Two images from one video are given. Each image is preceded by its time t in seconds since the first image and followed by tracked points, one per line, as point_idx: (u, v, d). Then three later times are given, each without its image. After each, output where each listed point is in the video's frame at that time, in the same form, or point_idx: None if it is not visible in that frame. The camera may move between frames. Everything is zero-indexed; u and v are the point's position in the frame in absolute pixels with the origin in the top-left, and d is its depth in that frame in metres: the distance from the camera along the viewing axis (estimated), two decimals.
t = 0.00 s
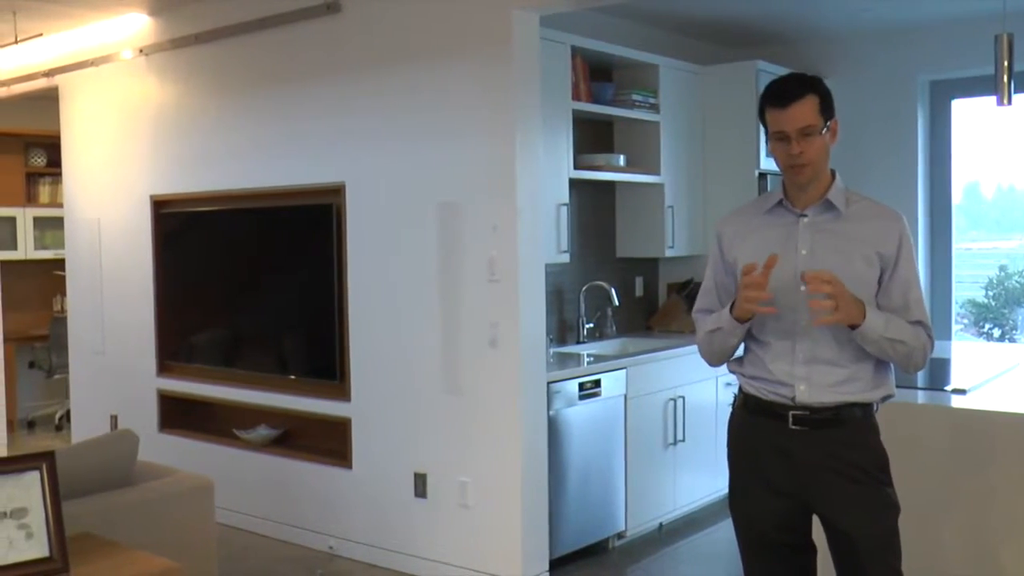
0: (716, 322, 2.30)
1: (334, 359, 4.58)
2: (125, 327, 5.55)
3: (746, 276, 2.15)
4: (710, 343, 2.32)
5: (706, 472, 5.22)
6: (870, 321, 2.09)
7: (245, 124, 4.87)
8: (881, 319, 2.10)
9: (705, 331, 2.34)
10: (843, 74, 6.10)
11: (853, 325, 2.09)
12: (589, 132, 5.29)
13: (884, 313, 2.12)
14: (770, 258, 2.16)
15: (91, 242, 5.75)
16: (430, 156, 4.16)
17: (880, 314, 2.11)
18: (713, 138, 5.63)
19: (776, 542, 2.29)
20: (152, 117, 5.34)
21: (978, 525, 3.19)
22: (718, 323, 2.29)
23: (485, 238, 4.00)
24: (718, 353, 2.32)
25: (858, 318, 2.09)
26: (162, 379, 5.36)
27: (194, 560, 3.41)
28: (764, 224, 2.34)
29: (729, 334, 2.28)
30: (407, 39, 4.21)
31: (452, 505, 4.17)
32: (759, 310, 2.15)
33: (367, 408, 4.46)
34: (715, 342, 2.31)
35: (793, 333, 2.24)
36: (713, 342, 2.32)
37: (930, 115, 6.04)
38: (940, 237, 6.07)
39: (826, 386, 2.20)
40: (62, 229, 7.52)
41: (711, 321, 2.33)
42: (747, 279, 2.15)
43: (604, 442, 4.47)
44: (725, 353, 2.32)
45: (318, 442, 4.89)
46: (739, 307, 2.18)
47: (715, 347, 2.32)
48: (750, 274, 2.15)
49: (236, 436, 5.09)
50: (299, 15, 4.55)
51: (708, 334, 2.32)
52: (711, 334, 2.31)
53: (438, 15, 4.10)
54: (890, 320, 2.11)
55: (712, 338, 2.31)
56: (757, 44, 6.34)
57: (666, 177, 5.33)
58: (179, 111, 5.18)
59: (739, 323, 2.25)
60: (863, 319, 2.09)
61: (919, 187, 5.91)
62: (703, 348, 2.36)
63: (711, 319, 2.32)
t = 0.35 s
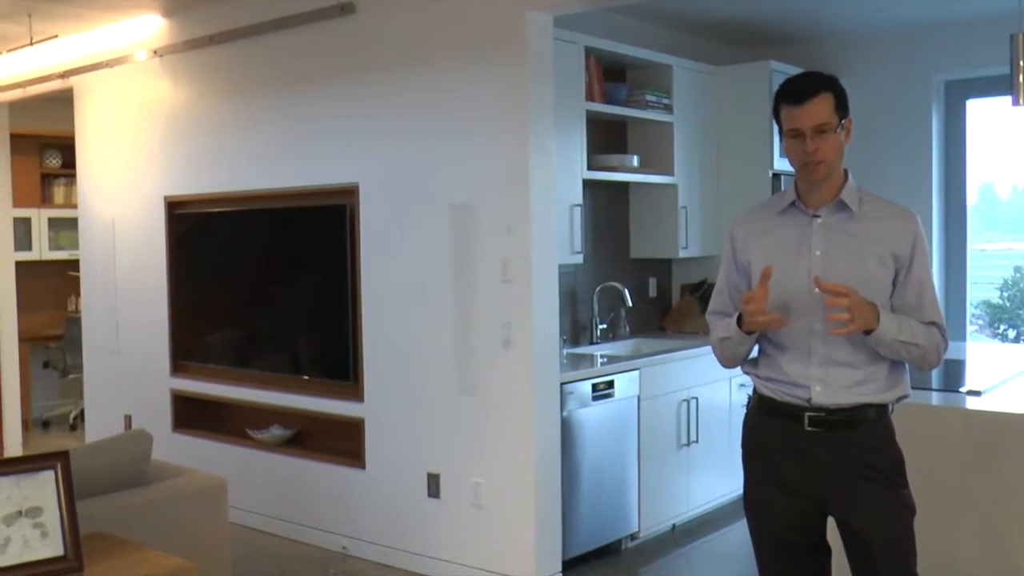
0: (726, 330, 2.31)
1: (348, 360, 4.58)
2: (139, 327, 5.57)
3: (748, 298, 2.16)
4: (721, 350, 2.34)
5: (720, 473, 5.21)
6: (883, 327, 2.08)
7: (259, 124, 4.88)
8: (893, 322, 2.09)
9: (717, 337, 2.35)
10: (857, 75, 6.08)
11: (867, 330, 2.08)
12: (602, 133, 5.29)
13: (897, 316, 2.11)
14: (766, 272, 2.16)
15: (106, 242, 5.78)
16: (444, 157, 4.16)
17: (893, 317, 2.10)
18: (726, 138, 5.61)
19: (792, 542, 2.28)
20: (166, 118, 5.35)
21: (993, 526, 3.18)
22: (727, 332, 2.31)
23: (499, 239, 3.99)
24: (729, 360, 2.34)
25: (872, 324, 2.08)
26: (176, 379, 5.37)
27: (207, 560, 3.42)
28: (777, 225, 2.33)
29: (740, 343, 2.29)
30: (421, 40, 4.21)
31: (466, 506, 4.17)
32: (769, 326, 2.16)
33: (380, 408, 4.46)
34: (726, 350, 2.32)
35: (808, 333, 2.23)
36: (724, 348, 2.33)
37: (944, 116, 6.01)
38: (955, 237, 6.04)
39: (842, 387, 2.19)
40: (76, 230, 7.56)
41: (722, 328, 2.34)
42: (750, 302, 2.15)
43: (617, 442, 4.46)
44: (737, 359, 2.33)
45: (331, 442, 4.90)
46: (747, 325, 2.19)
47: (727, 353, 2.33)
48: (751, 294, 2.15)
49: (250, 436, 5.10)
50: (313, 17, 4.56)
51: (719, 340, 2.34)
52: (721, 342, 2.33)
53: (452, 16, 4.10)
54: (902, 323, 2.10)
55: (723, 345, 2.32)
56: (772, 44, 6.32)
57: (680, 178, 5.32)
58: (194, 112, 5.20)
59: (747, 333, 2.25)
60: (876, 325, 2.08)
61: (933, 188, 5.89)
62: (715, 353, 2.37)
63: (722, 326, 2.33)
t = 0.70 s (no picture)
0: (741, 339, 2.31)
1: (363, 361, 4.59)
2: (155, 328, 5.59)
3: (762, 312, 2.17)
4: (737, 358, 2.33)
5: (734, 476, 5.19)
6: (903, 336, 2.08)
7: (275, 126, 4.89)
8: (912, 330, 2.08)
9: (733, 345, 2.34)
10: (873, 76, 6.05)
11: (887, 342, 2.08)
12: (617, 135, 5.28)
13: (915, 322, 2.10)
14: (781, 287, 2.16)
15: (122, 243, 5.80)
16: (459, 159, 4.16)
17: (911, 324, 2.09)
18: (741, 140, 5.60)
19: (809, 545, 2.27)
20: (183, 121, 5.38)
21: (1012, 531, 3.15)
22: (744, 340, 2.30)
23: (514, 241, 3.99)
24: (746, 366, 2.32)
25: (891, 334, 2.07)
26: (191, 380, 5.39)
27: (222, 561, 3.43)
28: (793, 228, 2.32)
29: (756, 352, 2.29)
30: (436, 42, 4.22)
31: (480, 508, 4.17)
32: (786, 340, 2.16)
33: (394, 410, 4.46)
34: (743, 358, 2.31)
35: (826, 336, 2.23)
36: (741, 356, 2.32)
37: (960, 118, 5.98)
38: (971, 240, 6.01)
39: (861, 390, 2.18)
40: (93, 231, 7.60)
41: (738, 336, 2.33)
42: (764, 318, 2.16)
43: (632, 445, 4.46)
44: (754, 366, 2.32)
45: (345, 444, 4.90)
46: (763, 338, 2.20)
47: (744, 361, 2.32)
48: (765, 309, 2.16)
49: (264, 436, 5.12)
50: (329, 19, 4.57)
51: (736, 349, 2.33)
52: (737, 351, 2.32)
53: (467, 18, 4.10)
54: (921, 330, 2.09)
55: (740, 354, 2.31)
56: (787, 45, 6.30)
57: (695, 180, 5.31)
58: (210, 114, 5.22)
59: (764, 344, 2.25)
60: (896, 335, 2.08)
61: (949, 190, 5.85)
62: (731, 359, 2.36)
63: (738, 334, 2.33)
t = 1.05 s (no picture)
0: (762, 336, 2.30)
1: (379, 364, 4.60)
2: (172, 329, 5.62)
3: (795, 301, 2.15)
4: (756, 356, 2.32)
5: (750, 480, 5.18)
6: (922, 329, 2.07)
7: (292, 129, 4.91)
8: (932, 325, 2.08)
9: (751, 346, 2.34)
10: (890, 78, 6.02)
11: (904, 332, 2.07)
12: (633, 137, 5.28)
13: (935, 317, 2.09)
14: (813, 279, 2.16)
15: (139, 246, 5.83)
16: (475, 162, 4.17)
17: (931, 318, 2.08)
18: (757, 143, 5.59)
19: (826, 552, 2.26)
20: (200, 124, 5.40)
21: None
22: (766, 336, 2.29)
23: (530, 243, 3.99)
24: (764, 366, 2.33)
25: (910, 326, 2.06)
26: (207, 381, 5.41)
27: (238, 562, 3.44)
28: (810, 231, 2.31)
29: (776, 348, 2.28)
30: (453, 44, 4.22)
31: (495, 510, 4.17)
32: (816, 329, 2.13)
33: (411, 412, 4.47)
34: (762, 356, 2.31)
35: (843, 337, 2.22)
36: (760, 355, 2.32)
37: (978, 120, 5.95)
38: (988, 243, 5.98)
39: (879, 393, 2.17)
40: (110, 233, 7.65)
41: (757, 335, 2.33)
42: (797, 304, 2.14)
43: (647, 447, 4.45)
44: (772, 365, 2.32)
45: (361, 446, 4.91)
46: (789, 329, 2.18)
47: (763, 360, 2.31)
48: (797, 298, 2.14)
49: (280, 438, 5.13)
50: (345, 22, 4.59)
51: (755, 347, 2.32)
52: (757, 347, 2.31)
53: (484, 21, 4.11)
54: (941, 325, 2.08)
55: (760, 351, 2.31)
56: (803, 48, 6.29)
57: (711, 182, 5.30)
58: (227, 118, 5.24)
59: (787, 337, 2.23)
60: (915, 327, 2.07)
61: (966, 193, 5.83)
62: (750, 360, 2.36)
63: (757, 332, 2.32)
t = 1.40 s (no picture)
0: (777, 337, 2.28)
1: (397, 366, 4.61)
2: (190, 330, 5.64)
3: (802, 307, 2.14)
4: (772, 358, 2.30)
5: (768, 482, 5.16)
6: (935, 337, 2.05)
7: (309, 131, 4.93)
8: (946, 333, 2.05)
9: (767, 346, 2.32)
10: (909, 79, 5.98)
11: (916, 341, 2.05)
12: (651, 139, 5.27)
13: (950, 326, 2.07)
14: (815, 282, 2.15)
15: (157, 248, 5.87)
16: (493, 164, 4.17)
17: (945, 327, 2.06)
18: (775, 144, 5.57)
19: (841, 556, 2.24)
20: (219, 127, 5.42)
21: None
22: (778, 340, 2.28)
23: (548, 245, 3.99)
24: (779, 368, 2.30)
25: (922, 333, 2.04)
26: (225, 382, 5.44)
27: (256, 563, 3.45)
28: (828, 232, 2.30)
29: (791, 350, 2.26)
30: (471, 46, 4.22)
31: (513, 512, 4.17)
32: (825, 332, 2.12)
33: (428, 414, 4.47)
34: (776, 358, 2.29)
35: (858, 340, 2.21)
36: (775, 356, 2.30)
37: (998, 121, 5.91)
38: (1008, 244, 5.93)
39: (893, 397, 2.15)
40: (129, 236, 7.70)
41: (772, 335, 2.31)
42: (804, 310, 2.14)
43: (665, 450, 4.44)
44: (787, 368, 2.29)
45: (379, 447, 4.92)
46: (800, 331, 2.16)
47: (777, 361, 2.29)
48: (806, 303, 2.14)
49: (298, 439, 5.15)
50: (363, 24, 4.60)
51: (771, 348, 2.30)
52: (771, 351, 2.30)
53: (501, 23, 4.11)
54: (955, 335, 2.06)
55: (774, 353, 2.29)
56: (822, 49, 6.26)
57: (729, 184, 5.29)
58: (245, 120, 5.26)
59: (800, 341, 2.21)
60: (928, 334, 2.05)
61: (986, 194, 5.78)
62: (765, 363, 2.34)
63: (773, 333, 2.30)
